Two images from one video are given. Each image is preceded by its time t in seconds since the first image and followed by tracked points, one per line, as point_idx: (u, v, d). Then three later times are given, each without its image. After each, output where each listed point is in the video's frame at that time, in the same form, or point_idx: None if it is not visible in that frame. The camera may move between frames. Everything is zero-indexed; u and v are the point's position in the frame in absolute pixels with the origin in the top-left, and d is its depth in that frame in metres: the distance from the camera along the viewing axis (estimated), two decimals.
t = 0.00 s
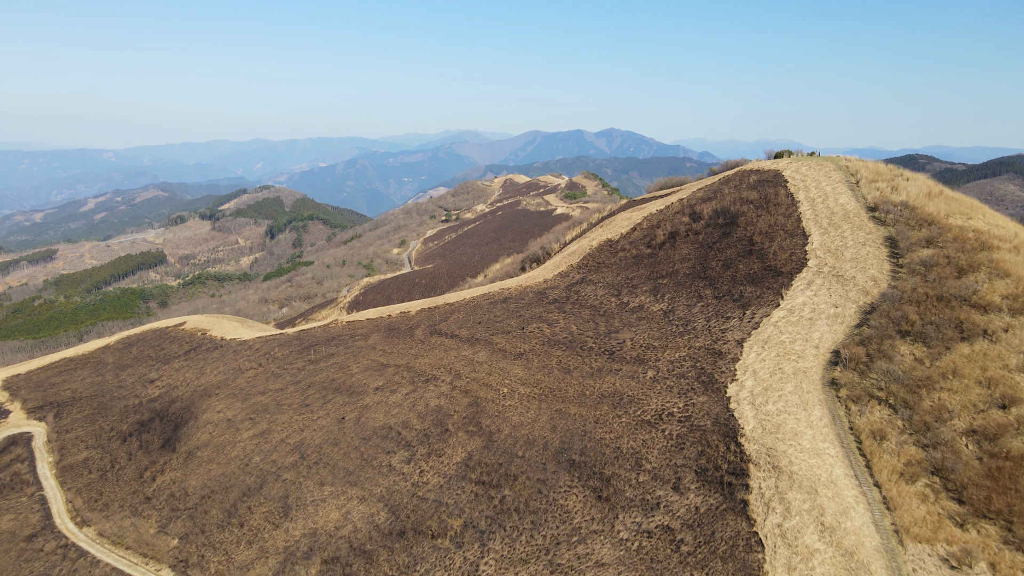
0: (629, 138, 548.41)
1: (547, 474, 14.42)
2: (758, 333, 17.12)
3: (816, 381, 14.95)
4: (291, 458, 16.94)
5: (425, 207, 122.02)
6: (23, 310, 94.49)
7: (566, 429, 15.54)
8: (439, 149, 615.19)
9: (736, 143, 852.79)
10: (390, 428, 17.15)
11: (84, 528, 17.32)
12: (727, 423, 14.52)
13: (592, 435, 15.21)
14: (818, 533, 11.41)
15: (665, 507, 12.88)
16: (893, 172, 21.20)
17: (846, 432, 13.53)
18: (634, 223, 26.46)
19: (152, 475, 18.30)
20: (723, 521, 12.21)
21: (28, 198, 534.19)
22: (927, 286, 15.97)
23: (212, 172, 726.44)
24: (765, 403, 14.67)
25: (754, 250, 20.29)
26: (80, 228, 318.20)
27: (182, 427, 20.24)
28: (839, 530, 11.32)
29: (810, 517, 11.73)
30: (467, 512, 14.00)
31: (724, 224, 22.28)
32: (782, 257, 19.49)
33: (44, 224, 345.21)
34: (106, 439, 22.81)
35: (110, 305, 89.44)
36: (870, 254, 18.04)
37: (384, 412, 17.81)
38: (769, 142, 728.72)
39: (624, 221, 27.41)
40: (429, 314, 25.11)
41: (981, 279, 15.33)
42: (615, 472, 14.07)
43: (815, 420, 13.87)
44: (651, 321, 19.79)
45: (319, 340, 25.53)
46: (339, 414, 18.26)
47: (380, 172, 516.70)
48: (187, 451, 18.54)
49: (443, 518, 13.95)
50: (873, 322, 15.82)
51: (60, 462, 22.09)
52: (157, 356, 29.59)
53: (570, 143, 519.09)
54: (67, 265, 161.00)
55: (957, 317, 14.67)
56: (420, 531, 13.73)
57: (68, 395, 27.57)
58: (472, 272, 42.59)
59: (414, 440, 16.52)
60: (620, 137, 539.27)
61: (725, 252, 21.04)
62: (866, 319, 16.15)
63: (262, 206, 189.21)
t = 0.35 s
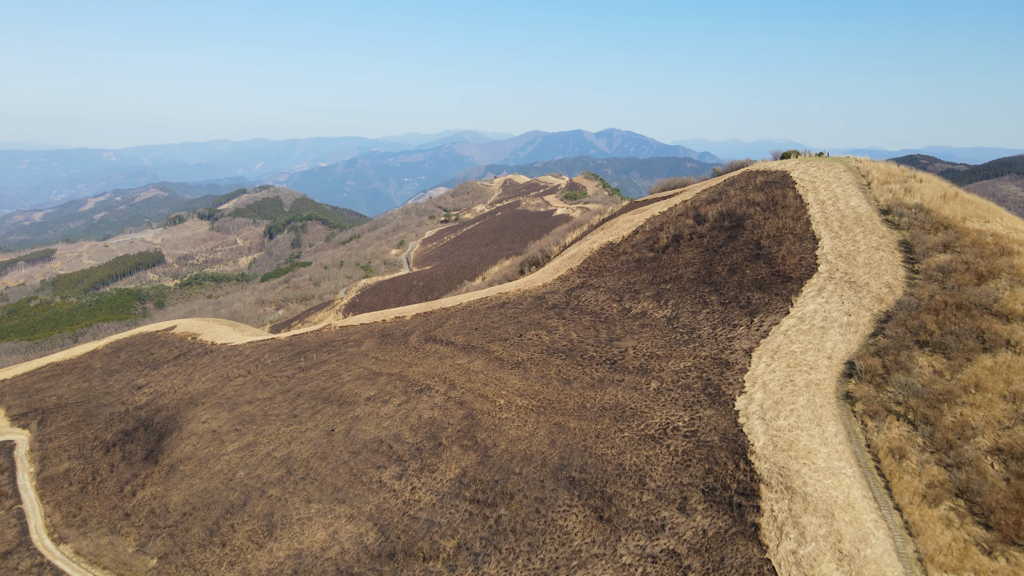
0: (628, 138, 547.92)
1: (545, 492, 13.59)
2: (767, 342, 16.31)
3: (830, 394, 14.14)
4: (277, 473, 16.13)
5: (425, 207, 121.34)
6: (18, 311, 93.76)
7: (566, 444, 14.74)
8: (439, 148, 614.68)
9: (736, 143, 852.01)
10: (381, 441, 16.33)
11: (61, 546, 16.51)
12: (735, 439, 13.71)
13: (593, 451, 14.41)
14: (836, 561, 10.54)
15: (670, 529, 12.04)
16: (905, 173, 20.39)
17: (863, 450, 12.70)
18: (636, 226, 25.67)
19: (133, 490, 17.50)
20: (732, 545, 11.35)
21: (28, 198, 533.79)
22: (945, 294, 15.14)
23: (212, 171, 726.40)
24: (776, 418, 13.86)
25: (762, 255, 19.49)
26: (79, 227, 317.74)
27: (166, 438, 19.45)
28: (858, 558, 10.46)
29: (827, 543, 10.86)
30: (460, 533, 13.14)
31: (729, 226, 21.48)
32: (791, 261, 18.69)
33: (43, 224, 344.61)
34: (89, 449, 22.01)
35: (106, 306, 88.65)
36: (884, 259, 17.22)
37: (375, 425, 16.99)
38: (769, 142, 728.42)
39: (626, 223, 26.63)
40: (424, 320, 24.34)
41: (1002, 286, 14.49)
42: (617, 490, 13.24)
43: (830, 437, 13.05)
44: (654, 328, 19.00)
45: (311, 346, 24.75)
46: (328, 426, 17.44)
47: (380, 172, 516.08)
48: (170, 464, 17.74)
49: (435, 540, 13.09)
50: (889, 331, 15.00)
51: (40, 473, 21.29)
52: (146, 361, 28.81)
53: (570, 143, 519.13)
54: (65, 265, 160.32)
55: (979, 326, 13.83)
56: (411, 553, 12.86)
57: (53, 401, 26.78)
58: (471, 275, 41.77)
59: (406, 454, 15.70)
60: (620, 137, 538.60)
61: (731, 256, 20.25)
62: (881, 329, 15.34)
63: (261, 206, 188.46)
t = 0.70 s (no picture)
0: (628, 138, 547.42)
1: (543, 512, 12.75)
2: (777, 352, 15.51)
3: (846, 410, 13.33)
4: (262, 490, 15.30)
5: (424, 207, 120.63)
6: (14, 312, 93.01)
7: (565, 461, 13.92)
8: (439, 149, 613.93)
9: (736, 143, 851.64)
10: (371, 456, 15.51)
11: (35, 566, 15.73)
12: (745, 457, 12.91)
13: (595, 468, 13.58)
14: None
15: (677, 555, 11.22)
16: (919, 174, 19.60)
17: (883, 471, 11.89)
18: (638, 228, 24.89)
19: (112, 506, 16.70)
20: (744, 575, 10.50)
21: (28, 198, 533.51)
22: (966, 302, 14.32)
23: (212, 171, 726.27)
24: (788, 434, 13.05)
25: (770, 259, 18.68)
26: (78, 228, 317.08)
27: (148, 451, 18.66)
28: None
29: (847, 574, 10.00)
30: (454, 556, 12.25)
31: (736, 230, 20.68)
32: (801, 266, 17.88)
33: (42, 224, 344.03)
34: (71, 460, 21.22)
35: (103, 308, 87.87)
36: (900, 264, 16.41)
37: (365, 438, 16.16)
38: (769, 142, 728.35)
39: (628, 226, 25.83)
40: (419, 326, 23.60)
41: None
42: (619, 511, 12.41)
43: (846, 456, 12.24)
44: (658, 336, 18.22)
45: (302, 353, 23.98)
46: (316, 439, 16.62)
47: (380, 172, 515.40)
48: (151, 479, 16.93)
49: (427, 564, 12.20)
50: (908, 341, 14.17)
51: (20, 486, 20.50)
52: (134, 367, 28.03)
53: (570, 143, 518.61)
54: (62, 266, 159.65)
55: (1003, 337, 13.00)
56: None
57: (37, 409, 25.99)
58: (469, 277, 40.96)
59: (397, 470, 14.87)
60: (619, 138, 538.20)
61: (738, 261, 19.45)
62: (898, 339, 14.53)
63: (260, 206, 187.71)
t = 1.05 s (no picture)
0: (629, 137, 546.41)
1: (541, 535, 11.85)
2: (788, 363, 14.70)
3: (863, 426, 12.52)
4: (243, 507, 14.45)
5: (423, 207, 119.87)
6: (10, 312, 92.22)
7: (565, 480, 13.07)
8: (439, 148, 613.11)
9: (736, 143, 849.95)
10: (360, 472, 14.69)
11: None
12: (756, 477, 12.08)
13: (596, 487, 12.72)
14: None
15: None
16: (934, 175, 18.77)
17: (904, 494, 11.04)
18: (641, 230, 24.09)
19: (89, 523, 15.91)
20: None
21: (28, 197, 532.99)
22: (989, 310, 13.46)
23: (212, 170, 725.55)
24: (802, 453, 12.25)
25: (779, 264, 17.88)
26: (77, 227, 316.29)
27: (130, 463, 17.86)
28: None
29: None
30: None
31: (742, 233, 19.88)
32: (812, 271, 17.08)
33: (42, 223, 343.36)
34: (52, 471, 20.41)
35: (99, 308, 87.14)
36: (916, 270, 15.58)
37: (354, 453, 15.33)
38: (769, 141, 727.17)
39: (630, 228, 25.02)
40: (414, 331, 22.82)
41: None
42: (622, 534, 11.53)
43: (865, 478, 11.42)
44: (661, 345, 17.44)
45: (293, 359, 23.18)
46: (303, 453, 15.81)
47: (380, 171, 514.59)
48: (130, 494, 16.12)
49: None
50: (928, 353, 13.33)
51: None
52: (122, 372, 27.23)
53: (570, 143, 517.72)
54: (60, 265, 158.93)
55: None
56: None
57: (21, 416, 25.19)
58: (467, 279, 40.17)
59: (387, 487, 14.02)
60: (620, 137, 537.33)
61: (745, 265, 18.66)
62: (917, 350, 13.70)
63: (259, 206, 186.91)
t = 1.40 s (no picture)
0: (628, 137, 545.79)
1: (538, 563, 10.94)
2: (800, 376, 13.90)
3: (882, 446, 11.70)
4: (224, 528, 13.59)
5: (422, 207, 119.08)
6: (5, 312, 91.45)
7: (564, 501, 12.20)
8: (439, 147, 612.14)
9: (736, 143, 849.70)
10: (347, 490, 13.86)
11: None
12: (769, 500, 11.24)
13: (598, 510, 11.85)
14: None
15: None
16: (951, 177, 17.94)
17: (930, 522, 10.14)
18: (643, 233, 23.31)
19: (64, 543, 15.11)
20: None
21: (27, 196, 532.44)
22: (1016, 320, 12.56)
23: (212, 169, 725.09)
24: (818, 475, 11.45)
25: (789, 270, 17.08)
26: (76, 226, 315.54)
27: (109, 478, 17.06)
28: None
29: None
30: None
31: (749, 237, 19.08)
32: (823, 278, 16.29)
33: (41, 222, 342.50)
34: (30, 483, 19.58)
35: (95, 309, 86.37)
36: (935, 277, 14.77)
37: (342, 469, 14.51)
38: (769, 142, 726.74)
39: (632, 230, 24.22)
40: (408, 338, 22.05)
41: None
42: (625, 563, 10.63)
43: (886, 504, 10.59)
44: (666, 354, 16.64)
45: (283, 366, 22.39)
46: (289, 469, 15.01)
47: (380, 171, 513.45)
48: (107, 512, 15.31)
49: None
50: (951, 367, 12.49)
51: None
52: (108, 378, 26.41)
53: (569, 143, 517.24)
54: (58, 265, 158.23)
55: None
56: None
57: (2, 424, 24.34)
58: (465, 282, 39.36)
59: (376, 507, 13.17)
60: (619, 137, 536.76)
61: (752, 271, 17.87)
62: (939, 363, 12.87)
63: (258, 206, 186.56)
